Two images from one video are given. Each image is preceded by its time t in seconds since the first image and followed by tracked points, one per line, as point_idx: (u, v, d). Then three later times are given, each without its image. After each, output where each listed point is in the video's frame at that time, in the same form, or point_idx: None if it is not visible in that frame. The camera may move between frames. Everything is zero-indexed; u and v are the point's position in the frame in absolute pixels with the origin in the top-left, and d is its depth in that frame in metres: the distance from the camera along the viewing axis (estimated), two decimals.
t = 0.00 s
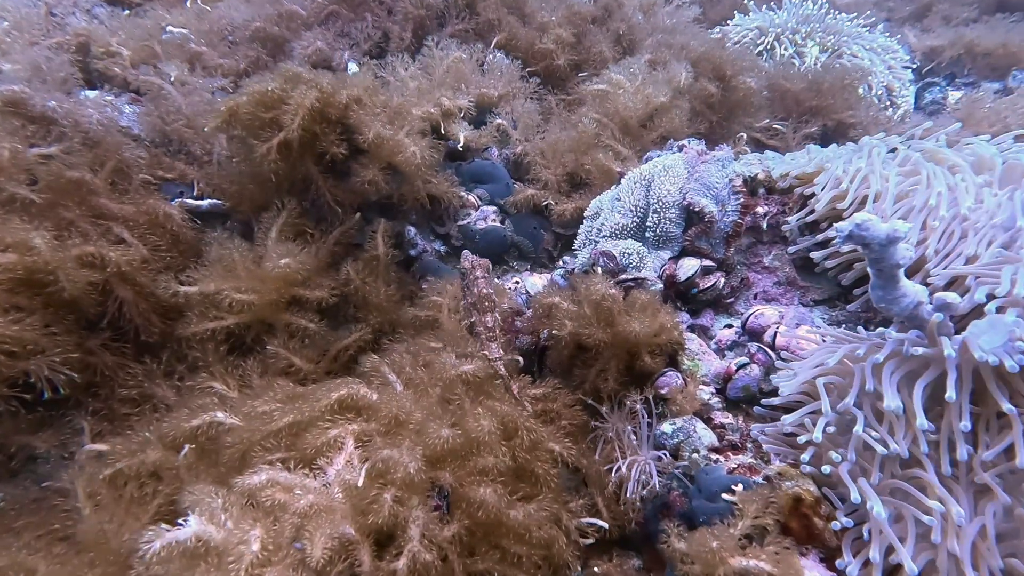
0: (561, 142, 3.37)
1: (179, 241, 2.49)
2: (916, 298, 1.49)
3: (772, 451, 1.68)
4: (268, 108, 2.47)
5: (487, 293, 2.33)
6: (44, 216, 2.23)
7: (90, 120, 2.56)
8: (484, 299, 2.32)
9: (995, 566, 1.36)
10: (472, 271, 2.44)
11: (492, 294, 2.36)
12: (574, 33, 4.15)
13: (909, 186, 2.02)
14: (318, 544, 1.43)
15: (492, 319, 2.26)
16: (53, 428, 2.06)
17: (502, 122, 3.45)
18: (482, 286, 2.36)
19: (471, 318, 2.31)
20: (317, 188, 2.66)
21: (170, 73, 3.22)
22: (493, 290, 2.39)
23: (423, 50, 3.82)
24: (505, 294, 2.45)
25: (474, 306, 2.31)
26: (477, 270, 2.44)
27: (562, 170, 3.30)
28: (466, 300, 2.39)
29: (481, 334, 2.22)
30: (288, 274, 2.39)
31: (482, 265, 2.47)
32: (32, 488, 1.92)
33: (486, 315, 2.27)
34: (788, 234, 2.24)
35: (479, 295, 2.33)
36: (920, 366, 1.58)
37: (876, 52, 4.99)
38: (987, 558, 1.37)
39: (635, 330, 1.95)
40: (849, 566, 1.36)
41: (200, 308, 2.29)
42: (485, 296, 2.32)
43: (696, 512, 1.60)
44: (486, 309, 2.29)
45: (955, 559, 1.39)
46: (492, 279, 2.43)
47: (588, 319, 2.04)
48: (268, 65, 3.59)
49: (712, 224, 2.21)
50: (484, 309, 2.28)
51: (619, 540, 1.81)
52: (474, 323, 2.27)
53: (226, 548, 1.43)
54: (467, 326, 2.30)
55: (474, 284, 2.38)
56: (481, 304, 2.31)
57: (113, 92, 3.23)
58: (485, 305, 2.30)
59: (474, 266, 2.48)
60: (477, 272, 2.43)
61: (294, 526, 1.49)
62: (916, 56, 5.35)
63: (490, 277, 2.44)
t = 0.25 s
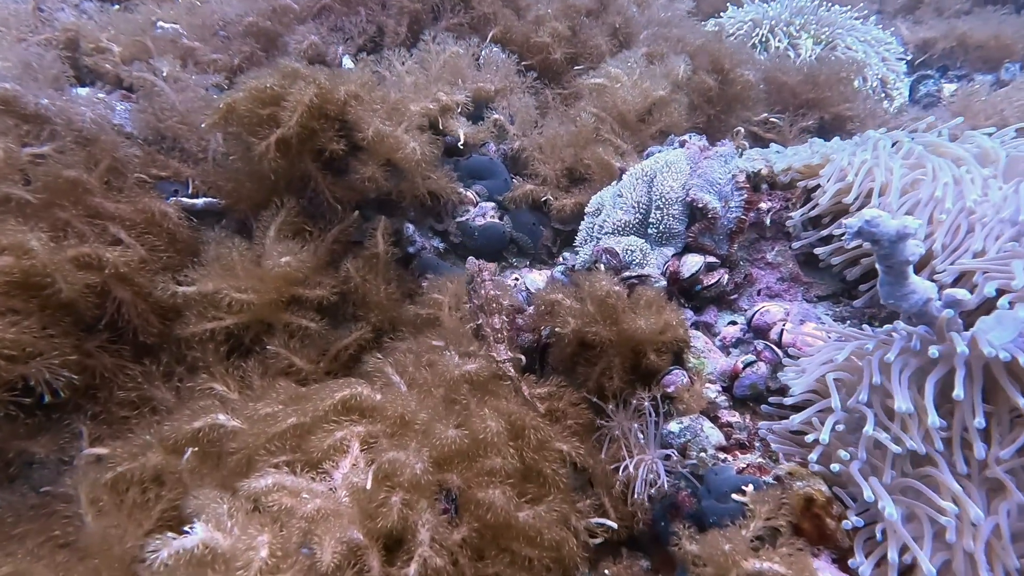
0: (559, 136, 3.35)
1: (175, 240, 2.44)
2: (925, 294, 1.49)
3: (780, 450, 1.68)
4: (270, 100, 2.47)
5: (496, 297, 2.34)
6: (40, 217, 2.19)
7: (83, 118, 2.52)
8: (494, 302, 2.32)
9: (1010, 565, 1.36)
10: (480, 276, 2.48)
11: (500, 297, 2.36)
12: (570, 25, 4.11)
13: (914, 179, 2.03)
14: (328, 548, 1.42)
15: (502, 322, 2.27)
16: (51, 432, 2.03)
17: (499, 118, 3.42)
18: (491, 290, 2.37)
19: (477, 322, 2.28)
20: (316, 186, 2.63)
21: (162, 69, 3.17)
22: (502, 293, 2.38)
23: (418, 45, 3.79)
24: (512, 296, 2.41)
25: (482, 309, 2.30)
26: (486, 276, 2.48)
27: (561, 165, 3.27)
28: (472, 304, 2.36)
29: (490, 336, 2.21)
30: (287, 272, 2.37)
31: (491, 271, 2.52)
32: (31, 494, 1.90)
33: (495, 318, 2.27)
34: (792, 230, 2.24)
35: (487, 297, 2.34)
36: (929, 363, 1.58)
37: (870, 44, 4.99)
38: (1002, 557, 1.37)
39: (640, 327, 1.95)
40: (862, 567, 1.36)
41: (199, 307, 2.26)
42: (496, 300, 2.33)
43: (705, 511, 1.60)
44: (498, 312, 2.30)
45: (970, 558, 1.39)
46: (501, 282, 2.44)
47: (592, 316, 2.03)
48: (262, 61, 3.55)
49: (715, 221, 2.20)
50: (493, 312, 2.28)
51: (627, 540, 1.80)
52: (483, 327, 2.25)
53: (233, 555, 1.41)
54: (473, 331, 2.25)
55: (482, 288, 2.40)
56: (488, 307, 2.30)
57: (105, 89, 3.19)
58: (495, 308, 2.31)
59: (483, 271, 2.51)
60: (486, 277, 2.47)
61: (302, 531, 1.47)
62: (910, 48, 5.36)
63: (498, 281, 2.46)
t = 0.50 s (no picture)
0: (558, 130, 3.32)
1: (172, 239, 2.39)
2: (935, 290, 1.46)
3: (790, 450, 1.69)
4: (267, 96, 2.43)
5: (506, 302, 2.35)
6: (33, 217, 2.15)
7: (75, 115, 2.47)
8: (502, 307, 2.34)
9: None
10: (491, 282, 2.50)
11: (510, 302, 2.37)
12: (566, 16, 4.06)
13: (919, 171, 2.02)
14: (338, 554, 1.41)
15: (513, 326, 2.28)
16: (49, 437, 2.00)
17: (497, 112, 3.41)
18: (501, 296, 2.38)
19: (487, 326, 2.28)
20: (315, 183, 2.60)
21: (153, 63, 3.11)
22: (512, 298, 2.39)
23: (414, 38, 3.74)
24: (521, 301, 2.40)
25: (490, 314, 2.32)
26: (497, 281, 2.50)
27: (560, 160, 3.25)
28: (482, 308, 2.35)
29: (499, 342, 2.23)
30: (287, 270, 2.33)
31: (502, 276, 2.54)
32: (30, 500, 1.87)
33: (505, 323, 2.28)
34: (795, 225, 2.23)
35: (497, 303, 2.35)
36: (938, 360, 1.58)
37: (865, 34, 4.98)
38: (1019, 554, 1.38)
39: (647, 325, 1.93)
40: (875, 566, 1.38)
41: (199, 307, 2.21)
42: (505, 305, 2.34)
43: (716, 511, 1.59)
44: (508, 318, 2.31)
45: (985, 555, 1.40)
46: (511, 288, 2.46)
47: (598, 314, 2.02)
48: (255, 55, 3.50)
49: (719, 217, 2.18)
50: (502, 317, 2.30)
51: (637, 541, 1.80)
52: (492, 332, 2.26)
53: (243, 564, 1.39)
54: (482, 338, 2.25)
55: (491, 293, 2.41)
56: (497, 313, 2.32)
57: (95, 84, 3.13)
58: (504, 313, 2.32)
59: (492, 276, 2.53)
60: (497, 283, 2.49)
61: (312, 537, 1.45)
62: (902, 37, 5.36)
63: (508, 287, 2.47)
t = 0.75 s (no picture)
0: (558, 124, 3.29)
1: (169, 237, 2.34)
2: (946, 285, 1.44)
3: (802, 449, 1.69)
4: (264, 92, 2.38)
5: (519, 301, 2.24)
6: (24, 216, 2.09)
7: (64, 111, 2.41)
8: (515, 306, 2.23)
9: None
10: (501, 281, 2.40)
11: (523, 301, 2.26)
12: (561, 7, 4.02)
13: (924, 162, 2.00)
14: (351, 559, 1.39)
15: (524, 326, 2.20)
16: (46, 442, 1.95)
17: (496, 106, 3.39)
18: (513, 295, 2.27)
19: (498, 326, 2.17)
20: (314, 179, 2.56)
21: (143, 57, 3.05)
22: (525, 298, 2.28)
23: (409, 30, 3.69)
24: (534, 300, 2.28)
25: (502, 313, 2.21)
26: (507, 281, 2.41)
27: (561, 154, 3.22)
28: (493, 308, 2.26)
29: (511, 342, 2.13)
30: (287, 269, 2.28)
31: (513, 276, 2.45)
32: (28, 508, 1.84)
33: (517, 323, 2.18)
34: (800, 219, 2.21)
35: (510, 302, 2.24)
36: (948, 354, 1.57)
37: (858, 24, 4.97)
38: None
39: (655, 321, 1.92)
40: (888, 561, 1.38)
41: (198, 307, 2.17)
42: (517, 305, 2.23)
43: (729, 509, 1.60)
44: (519, 317, 2.21)
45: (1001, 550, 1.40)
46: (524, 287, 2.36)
47: (604, 311, 2.01)
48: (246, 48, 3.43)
49: (725, 212, 2.16)
50: (515, 316, 2.19)
51: (649, 540, 1.80)
52: (504, 332, 2.16)
53: (255, 571, 1.36)
54: (492, 338, 2.15)
55: (502, 292, 2.31)
56: (509, 312, 2.21)
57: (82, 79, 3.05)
58: (516, 312, 2.22)
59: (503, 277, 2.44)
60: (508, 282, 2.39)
61: (323, 542, 1.44)
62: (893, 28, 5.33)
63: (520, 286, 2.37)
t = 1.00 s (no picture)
0: (557, 119, 3.26)
1: (164, 235, 2.29)
2: (959, 277, 1.43)
3: (813, 442, 1.67)
4: (263, 82, 2.34)
5: (533, 300, 2.19)
6: (12, 215, 2.03)
7: (49, 106, 2.33)
8: (528, 305, 2.18)
9: None
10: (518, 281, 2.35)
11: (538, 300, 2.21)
12: None
13: (931, 152, 1.96)
14: (365, 560, 1.37)
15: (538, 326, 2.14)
16: (41, 446, 1.91)
17: (493, 101, 3.36)
18: (527, 294, 2.22)
19: (510, 324, 2.14)
20: (313, 175, 2.52)
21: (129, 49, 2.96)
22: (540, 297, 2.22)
23: (403, 24, 3.63)
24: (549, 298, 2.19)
25: (516, 311, 2.17)
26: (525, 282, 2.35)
27: (560, 149, 3.19)
28: (506, 305, 2.23)
29: (524, 340, 2.09)
30: (289, 266, 2.23)
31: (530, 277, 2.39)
32: (25, 513, 1.79)
33: (531, 321, 2.14)
34: (805, 213, 2.19)
35: (523, 300, 2.20)
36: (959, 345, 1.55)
37: (850, 18, 4.97)
38: None
39: (663, 316, 1.91)
40: (903, 550, 1.37)
41: (195, 306, 2.11)
42: (531, 304, 2.18)
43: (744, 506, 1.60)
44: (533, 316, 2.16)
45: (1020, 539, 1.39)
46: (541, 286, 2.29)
47: (611, 307, 2.00)
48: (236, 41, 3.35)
49: (731, 206, 2.16)
50: (529, 315, 2.15)
51: (661, 536, 1.80)
52: (516, 330, 2.12)
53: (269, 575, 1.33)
54: (504, 336, 2.13)
55: (516, 290, 2.27)
56: (522, 310, 2.17)
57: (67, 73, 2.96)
58: (530, 310, 2.17)
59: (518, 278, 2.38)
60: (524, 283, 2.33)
61: (337, 544, 1.41)
62: (881, 21, 5.27)
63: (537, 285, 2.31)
